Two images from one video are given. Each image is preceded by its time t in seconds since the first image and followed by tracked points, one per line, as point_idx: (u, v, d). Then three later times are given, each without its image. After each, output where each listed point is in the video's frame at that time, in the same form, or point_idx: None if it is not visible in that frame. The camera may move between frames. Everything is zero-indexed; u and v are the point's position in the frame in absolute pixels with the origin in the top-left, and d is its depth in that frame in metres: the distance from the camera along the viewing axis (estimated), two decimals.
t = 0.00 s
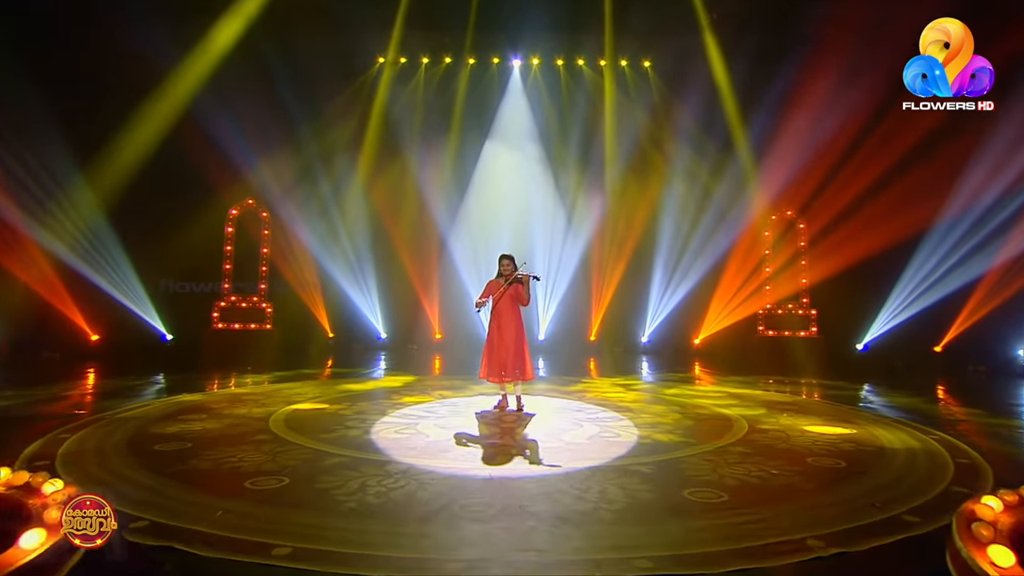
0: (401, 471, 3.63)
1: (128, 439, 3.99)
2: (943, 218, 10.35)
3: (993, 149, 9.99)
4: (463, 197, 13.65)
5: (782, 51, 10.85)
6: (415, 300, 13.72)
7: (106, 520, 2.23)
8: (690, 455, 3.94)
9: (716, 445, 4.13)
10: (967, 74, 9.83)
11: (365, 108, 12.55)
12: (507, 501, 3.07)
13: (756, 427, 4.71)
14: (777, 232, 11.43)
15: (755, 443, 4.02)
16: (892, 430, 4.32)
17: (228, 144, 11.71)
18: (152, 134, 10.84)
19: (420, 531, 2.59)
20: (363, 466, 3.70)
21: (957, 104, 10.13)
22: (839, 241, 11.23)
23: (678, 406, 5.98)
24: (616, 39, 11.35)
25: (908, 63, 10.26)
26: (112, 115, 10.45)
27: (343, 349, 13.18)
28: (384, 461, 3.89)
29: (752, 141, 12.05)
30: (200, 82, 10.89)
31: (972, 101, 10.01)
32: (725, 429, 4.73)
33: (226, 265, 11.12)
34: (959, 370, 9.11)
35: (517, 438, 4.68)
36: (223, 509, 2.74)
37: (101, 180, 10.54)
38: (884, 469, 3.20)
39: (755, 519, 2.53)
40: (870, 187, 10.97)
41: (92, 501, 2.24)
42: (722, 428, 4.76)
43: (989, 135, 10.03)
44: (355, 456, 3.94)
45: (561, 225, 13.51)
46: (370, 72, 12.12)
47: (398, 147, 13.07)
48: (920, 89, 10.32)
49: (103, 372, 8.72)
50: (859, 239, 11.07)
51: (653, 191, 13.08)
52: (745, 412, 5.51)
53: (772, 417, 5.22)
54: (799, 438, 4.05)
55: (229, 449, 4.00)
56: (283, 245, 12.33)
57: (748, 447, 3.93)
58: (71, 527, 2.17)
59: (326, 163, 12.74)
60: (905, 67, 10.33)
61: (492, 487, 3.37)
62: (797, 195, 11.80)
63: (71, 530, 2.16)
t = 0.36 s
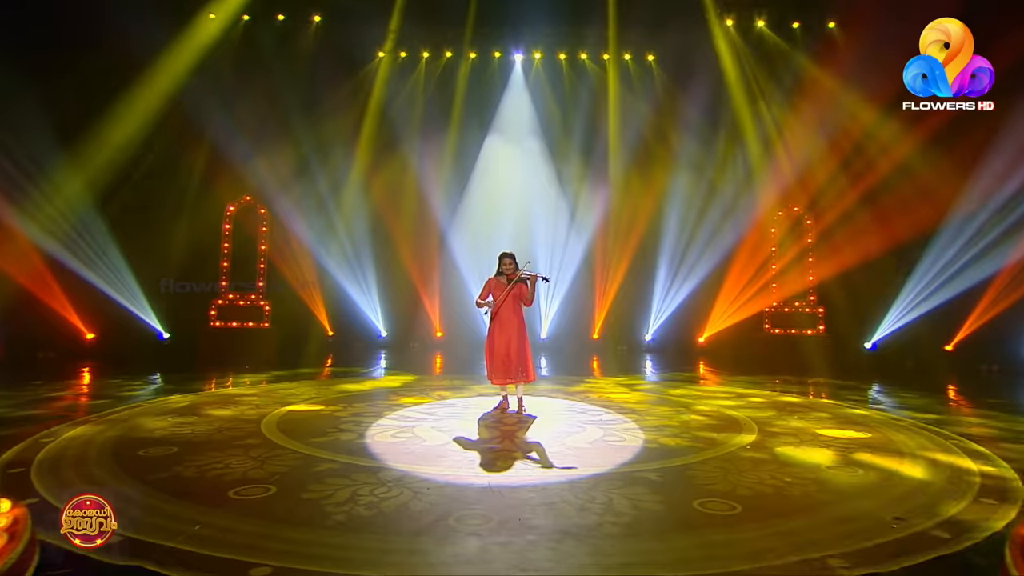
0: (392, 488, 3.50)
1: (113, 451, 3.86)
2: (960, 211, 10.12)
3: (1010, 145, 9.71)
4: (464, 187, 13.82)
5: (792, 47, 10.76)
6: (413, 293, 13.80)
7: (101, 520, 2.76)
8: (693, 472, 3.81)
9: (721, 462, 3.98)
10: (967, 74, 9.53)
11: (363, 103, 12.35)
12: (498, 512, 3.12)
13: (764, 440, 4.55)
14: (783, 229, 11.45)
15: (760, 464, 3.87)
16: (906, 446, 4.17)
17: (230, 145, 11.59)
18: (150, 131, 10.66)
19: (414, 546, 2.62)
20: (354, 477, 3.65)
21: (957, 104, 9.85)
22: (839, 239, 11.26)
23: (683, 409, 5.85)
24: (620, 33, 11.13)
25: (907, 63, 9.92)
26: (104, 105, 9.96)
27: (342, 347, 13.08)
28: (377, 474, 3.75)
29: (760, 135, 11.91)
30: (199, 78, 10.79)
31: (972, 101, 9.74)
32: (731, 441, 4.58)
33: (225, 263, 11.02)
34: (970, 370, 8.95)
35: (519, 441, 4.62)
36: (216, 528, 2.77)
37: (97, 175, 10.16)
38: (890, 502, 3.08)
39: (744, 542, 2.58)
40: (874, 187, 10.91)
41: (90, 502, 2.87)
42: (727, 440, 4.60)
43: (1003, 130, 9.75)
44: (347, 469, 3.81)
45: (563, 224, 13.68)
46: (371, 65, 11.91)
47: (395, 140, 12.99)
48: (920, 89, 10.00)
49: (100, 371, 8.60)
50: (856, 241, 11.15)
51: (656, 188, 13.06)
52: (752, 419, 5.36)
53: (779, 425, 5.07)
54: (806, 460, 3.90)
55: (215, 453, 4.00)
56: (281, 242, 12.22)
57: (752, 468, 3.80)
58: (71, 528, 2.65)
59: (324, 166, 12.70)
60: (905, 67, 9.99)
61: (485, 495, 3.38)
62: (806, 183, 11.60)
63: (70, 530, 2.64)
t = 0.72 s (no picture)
0: (385, 496, 3.30)
1: (91, 460, 3.65)
2: (977, 205, 10.04)
3: None
4: (463, 182, 14.17)
5: (807, 36, 10.27)
6: (412, 284, 14.13)
7: (101, 520, 2.78)
8: (706, 481, 3.59)
9: (735, 471, 3.77)
10: (967, 74, 8.99)
11: (356, 94, 12.15)
12: (499, 522, 2.92)
13: (777, 446, 4.34)
14: (791, 220, 11.49)
15: (775, 475, 3.66)
16: (930, 453, 3.94)
17: (225, 139, 11.32)
18: (143, 125, 10.30)
19: (405, 562, 2.43)
20: (345, 485, 3.45)
21: (957, 104, 9.47)
22: (845, 232, 11.27)
23: (692, 410, 5.64)
24: (626, 23, 10.68)
25: (907, 63, 9.53)
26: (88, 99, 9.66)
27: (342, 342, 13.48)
28: (369, 481, 3.55)
29: (765, 134, 11.89)
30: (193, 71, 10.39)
31: (972, 101, 9.34)
32: (742, 447, 4.37)
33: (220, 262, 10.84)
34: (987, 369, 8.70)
35: (521, 444, 4.43)
36: (196, 542, 2.58)
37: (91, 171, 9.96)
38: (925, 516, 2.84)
39: (767, 563, 2.39)
40: (884, 182, 10.82)
41: (94, 500, 3.03)
42: (737, 446, 4.39)
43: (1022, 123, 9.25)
44: (339, 476, 3.61)
45: (566, 218, 13.84)
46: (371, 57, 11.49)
47: (393, 131, 13.11)
48: (920, 89, 9.64)
49: (94, 368, 8.44)
50: (865, 237, 11.11)
51: (663, 178, 13.11)
52: (765, 422, 5.15)
53: (792, 430, 4.86)
54: (826, 470, 3.67)
55: (199, 458, 3.80)
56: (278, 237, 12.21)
57: (768, 479, 3.58)
58: (72, 528, 2.67)
59: (315, 146, 12.70)
60: (905, 67, 9.61)
61: (483, 504, 3.18)
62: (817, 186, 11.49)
63: (72, 529, 2.67)
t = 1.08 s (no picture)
0: (376, 503, 3.10)
1: (66, 465, 3.45)
2: (995, 197, 9.59)
3: None
4: (464, 173, 13.90)
5: (817, 21, 10.01)
6: (412, 275, 14.07)
7: (101, 520, 2.74)
8: (717, 487, 3.39)
9: (747, 476, 3.57)
10: (967, 75, 8.91)
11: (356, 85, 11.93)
12: (497, 533, 2.72)
13: (791, 449, 4.12)
14: (803, 212, 11.43)
15: (790, 480, 3.45)
16: (955, 457, 3.72)
17: (219, 129, 11.02)
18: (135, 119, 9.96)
19: None
20: (334, 492, 3.25)
21: (957, 104, 9.41)
22: (856, 225, 11.14)
23: (700, 409, 5.43)
24: (630, 10, 10.45)
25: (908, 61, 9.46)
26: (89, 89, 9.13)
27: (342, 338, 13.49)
28: (360, 487, 3.35)
29: (778, 126, 11.68)
30: (187, 61, 10.06)
31: (972, 101, 9.28)
32: (753, 449, 4.16)
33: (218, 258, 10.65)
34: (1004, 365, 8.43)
35: (521, 446, 4.22)
36: (168, 561, 2.39)
37: (82, 164, 9.54)
38: (958, 536, 2.61)
39: None
40: (903, 172, 10.57)
41: (94, 499, 2.98)
42: (749, 449, 4.19)
43: None
44: (328, 481, 3.42)
45: (570, 209, 13.56)
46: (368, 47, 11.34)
47: (393, 120, 12.93)
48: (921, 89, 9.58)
49: (88, 364, 8.27)
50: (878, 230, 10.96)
51: (669, 168, 12.96)
52: (778, 423, 4.93)
53: (805, 431, 4.65)
54: (845, 476, 3.46)
55: (181, 462, 3.61)
56: (274, 229, 12.08)
57: (783, 485, 3.38)
58: (72, 528, 2.64)
59: (312, 139, 12.46)
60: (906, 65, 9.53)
61: (480, 513, 2.98)
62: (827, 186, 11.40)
63: (72, 529, 2.64)
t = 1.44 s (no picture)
0: (364, 512, 2.90)
1: (35, 469, 3.26)
2: (1016, 186, 9.24)
3: None
4: (463, 164, 13.70)
5: (827, 7, 9.80)
6: (411, 267, 13.98)
7: (101, 520, 2.67)
8: (728, 493, 3.18)
9: (758, 482, 3.37)
10: (967, 75, 8.88)
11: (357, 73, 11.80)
12: (492, 546, 2.52)
13: (805, 452, 3.92)
14: (807, 217, 10.99)
15: (806, 487, 3.25)
16: (980, 461, 3.51)
17: (212, 117, 10.73)
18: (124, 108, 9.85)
19: None
20: (320, 499, 3.05)
21: (957, 104, 9.33)
22: (864, 220, 10.91)
23: (707, 408, 5.23)
24: None
25: (908, 62, 9.45)
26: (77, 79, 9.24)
27: (339, 334, 13.49)
28: (347, 493, 3.16)
29: (787, 120, 11.58)
30: (178, 48, 9.90)
31: (972, 101, 9.19)
32: (764, 452, 3.96)
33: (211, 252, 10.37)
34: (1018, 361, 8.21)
35: (521, 449, 4.02)
36: None
37: (70, 155, 9.49)
38: (995, 550, 2.42)
39: None
40: (919, 161, 10.18)
41: (93, 499, 2.90)
42: (760, 452, 3.98)
43: None
44: (315, 487, 3.23)
45: (572, 199, 13.33)
46: (366, 37, 11.27)
47: (390, 111, 12.69)
48: (921, 89, 9.54)
49: (79, 360, 8.09)
50: (890, 221, 10.68)
51: (674, 159, 12.87)
52: (789, 423, 4.73)
53: (817, 431, 4.44)
54: (865, 481, 3.25)
55: (161, 466, 3.42)
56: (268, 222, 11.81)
57: (799, 492, 3.17)
58: (72, 528, 2.59)
59: (305, 128, 12.25)
60: (906, 65, 9.50)
61: (475, 524, 2.78)
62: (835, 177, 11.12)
63: (72, 530, 2.58)
